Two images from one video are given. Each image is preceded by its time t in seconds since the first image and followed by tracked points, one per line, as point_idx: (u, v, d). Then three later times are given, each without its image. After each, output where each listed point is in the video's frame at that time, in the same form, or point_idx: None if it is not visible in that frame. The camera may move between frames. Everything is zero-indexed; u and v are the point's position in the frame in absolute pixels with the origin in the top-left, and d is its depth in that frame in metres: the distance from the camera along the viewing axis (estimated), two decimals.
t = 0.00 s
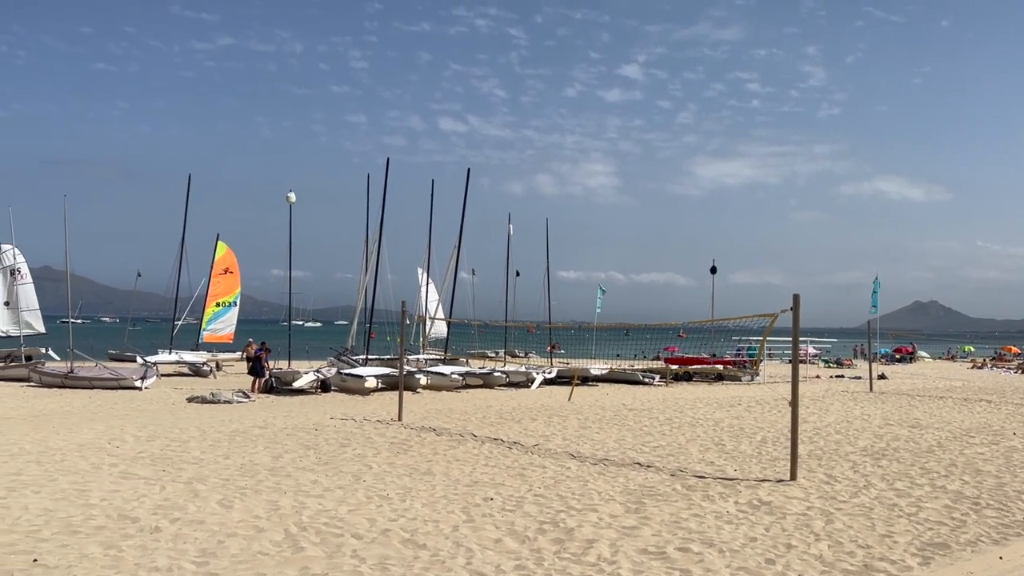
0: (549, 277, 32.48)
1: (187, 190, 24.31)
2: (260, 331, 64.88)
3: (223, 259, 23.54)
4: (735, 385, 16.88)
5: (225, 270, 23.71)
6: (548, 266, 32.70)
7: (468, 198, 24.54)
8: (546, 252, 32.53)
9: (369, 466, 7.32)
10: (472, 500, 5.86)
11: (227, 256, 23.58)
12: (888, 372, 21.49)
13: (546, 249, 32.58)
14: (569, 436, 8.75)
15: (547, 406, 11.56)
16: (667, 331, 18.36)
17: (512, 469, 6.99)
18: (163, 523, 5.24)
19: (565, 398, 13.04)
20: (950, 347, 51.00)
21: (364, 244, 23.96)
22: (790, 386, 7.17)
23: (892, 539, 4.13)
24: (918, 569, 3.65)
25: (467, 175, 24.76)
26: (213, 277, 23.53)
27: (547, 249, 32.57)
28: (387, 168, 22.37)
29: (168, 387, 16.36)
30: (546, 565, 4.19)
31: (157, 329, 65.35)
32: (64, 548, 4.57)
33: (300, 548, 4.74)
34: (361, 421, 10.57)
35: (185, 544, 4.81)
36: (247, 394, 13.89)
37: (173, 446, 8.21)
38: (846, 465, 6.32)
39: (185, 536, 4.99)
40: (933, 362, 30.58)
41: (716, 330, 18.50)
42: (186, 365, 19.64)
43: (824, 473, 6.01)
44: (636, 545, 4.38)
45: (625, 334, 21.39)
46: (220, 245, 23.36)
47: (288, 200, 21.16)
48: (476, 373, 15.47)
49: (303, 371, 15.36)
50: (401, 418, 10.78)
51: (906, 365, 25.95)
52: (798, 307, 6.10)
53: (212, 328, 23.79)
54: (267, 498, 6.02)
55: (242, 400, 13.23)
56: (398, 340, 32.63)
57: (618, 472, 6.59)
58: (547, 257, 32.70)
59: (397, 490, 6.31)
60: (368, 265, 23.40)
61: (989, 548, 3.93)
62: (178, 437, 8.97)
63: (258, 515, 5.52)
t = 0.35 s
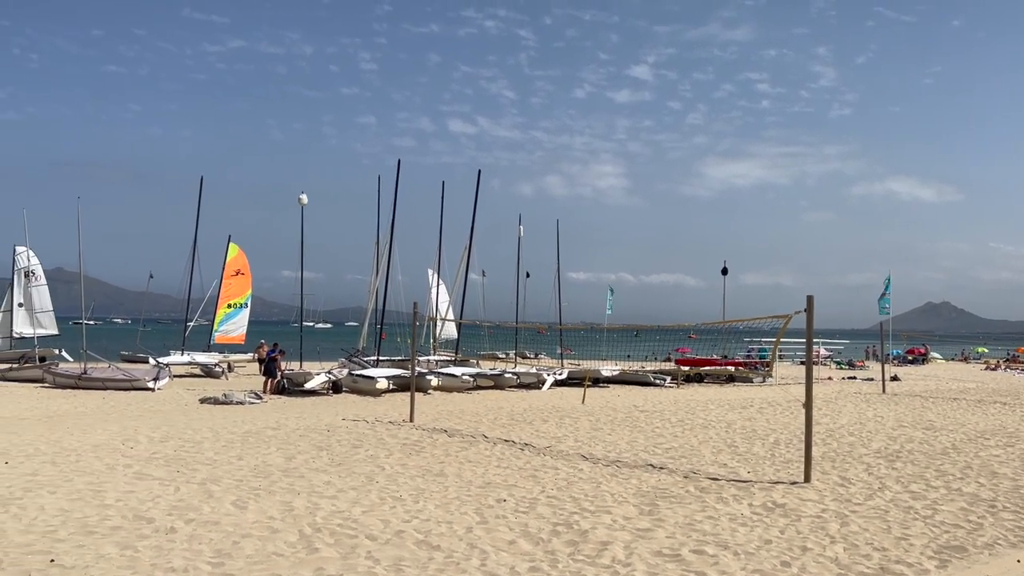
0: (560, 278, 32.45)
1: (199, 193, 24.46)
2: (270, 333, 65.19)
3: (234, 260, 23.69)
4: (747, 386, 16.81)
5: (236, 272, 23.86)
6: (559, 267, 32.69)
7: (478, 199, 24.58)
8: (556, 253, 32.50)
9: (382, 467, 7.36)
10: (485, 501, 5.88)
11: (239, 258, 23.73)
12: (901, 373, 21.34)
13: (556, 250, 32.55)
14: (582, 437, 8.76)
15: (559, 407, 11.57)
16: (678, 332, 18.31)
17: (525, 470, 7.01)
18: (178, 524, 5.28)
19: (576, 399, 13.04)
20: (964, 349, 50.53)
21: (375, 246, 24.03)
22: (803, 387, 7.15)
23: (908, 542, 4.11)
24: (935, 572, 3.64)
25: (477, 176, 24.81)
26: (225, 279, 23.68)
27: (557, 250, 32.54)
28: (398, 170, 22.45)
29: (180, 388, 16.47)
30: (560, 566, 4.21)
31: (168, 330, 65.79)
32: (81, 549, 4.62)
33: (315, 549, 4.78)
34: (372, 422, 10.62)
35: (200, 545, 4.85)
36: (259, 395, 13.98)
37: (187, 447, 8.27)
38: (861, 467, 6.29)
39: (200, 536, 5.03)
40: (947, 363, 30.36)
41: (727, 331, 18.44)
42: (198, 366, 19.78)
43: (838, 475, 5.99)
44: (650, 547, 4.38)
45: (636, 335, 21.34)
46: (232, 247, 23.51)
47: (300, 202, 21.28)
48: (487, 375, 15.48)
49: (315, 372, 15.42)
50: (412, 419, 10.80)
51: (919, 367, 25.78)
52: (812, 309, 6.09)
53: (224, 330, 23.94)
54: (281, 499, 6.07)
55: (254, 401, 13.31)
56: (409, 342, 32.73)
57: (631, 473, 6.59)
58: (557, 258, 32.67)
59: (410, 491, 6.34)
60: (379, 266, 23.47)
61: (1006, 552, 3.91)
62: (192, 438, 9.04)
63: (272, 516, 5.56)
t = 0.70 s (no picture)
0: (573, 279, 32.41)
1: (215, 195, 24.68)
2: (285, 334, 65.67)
3: (249, 262, 23.90)
4: (762, 388, 16.72)
5: (251, 273, 24.05)
6: (572, 268, 32.65)
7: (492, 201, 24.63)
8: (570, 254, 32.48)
9: (397, 469, 7.40)
10: (501, 503, 5.90)
11: (254, 260, 23.93)
12: (918, 375, 21.14)
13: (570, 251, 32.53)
14: (596, 439, 8.75)
15: (573, 409, 11.57)
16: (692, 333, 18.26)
17: (539, 472, 7.02)
18: (195, 525, 5.34)
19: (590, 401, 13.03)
20: (982, 351, 49.97)
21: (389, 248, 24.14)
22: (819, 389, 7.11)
23: (926, 545, 4.09)
24: None
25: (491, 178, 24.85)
26: (240, 281, 23.88)
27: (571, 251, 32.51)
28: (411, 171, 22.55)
29: (196, 389, 16.62)
30: (576, 569, 4.22)
31: (184, 332, 66.43)
32: (100, 549, 4.70)
33: (332, 550, 4.82)
34: (387, 424, 10.67)
35: (217, 546, 4.90)
36: (274, 396, 14.09)
37: (204, 448, 8.37)
38: (877, 469, 6.25)
39: (217, 537, 5.09)
40: (964, 365, 30.02)
41: (742, 333, 18.36)
42: (214, 367, 19.96)
43: (855, 478, 5.96)
44: (666, 550, 4.38)
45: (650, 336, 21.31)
46: (247, 249, 23.71)
47: (315, 204, 21.44)
48: (501, 376, 15.51)
49: (329, 374, 15.51)
50: (427, 420, 10.85)
51: (936, 369, 25.54)
52: (827, 310, 6.06)
53: (239, 331, 24.13)
54: (297, 501, 6.12)
55: (269, 402, 13.41)
56: (422, 344, 32.81)
57: (646, 475, 6.59)
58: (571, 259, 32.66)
59: (425, 493, 6.37)
60: (393, 268, 23.57)
61: None
62: (208, 439, 9.15)
63: (289, 517, 5.61)
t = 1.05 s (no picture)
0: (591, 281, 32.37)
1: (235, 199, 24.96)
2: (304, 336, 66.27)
3: (269, 264, 24.15)
4: (782, 390, 16.57)
5: (271, 275, 24.30)
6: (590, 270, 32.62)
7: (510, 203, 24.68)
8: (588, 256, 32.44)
9: (417, 470, 7.45)
10: (520, 505, 5.92)
11: (274, 262, 24.18)
12: (941, 377, 20.84)
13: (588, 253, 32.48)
14: (615, 441, 8.74)
15: (592, 411, 11.55)
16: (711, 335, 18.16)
17: (558, 474, 7.02)
18: (218, 525, 5.42)
19: (609, 402, 12.99)
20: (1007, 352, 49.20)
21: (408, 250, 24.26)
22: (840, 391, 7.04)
23: (951, 549, 4.05)
24: None
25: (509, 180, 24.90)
26: (261, 283, 24.14)
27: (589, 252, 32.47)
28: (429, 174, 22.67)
29: (217, 390, 16.83)
30: (596, 571, 4.23)
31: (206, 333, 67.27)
32: (123, 548, 4.79)
33: (352, 551, 4.87)
34: (406, 425, 10.73)
35: (239, 546, 4.98)
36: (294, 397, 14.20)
37: (225, 448, 8.49)
38: (900, 472, 6.19)
39: (239, 537, 5.16)
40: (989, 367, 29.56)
41: (761, 334, 18.22)
42: (235, 368, 20.19)
43: (877, 480, 5.90)
44: (687, 552, 4.38)
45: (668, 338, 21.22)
46: (267, 251, 23.98)
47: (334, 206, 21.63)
48: (519, 378, 15.53)
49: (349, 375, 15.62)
50: (446, 422, 10.89)
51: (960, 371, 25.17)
52: (850, 311, 6.01)
53: (259, 333, 24.39)
54: (317, 501, 6.18)
55: (290, 403, 13.54)
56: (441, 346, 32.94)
57: (666, 478, 6.58)
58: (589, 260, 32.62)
59: (444, 494, 6.41)
60: (411, 270, 23.69)
61: None
62: (230, 440, 9.27)
63: (310, 518, 5.67)
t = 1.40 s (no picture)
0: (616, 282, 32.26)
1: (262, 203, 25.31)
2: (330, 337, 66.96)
3: (296, 267, 24.46)
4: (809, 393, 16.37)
5: (297, 278, 24.60)
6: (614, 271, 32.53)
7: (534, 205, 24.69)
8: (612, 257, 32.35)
9: (442, 471, 7.51)
10: (545, 507, 5.95)
11: (300, 265, 24.49)
12: (973, 380, 20.44)
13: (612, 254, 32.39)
14: (640, 443, 8.72)
15: (617, 413, 11.52)
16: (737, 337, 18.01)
17: (583, 476, 7.03)
18: (246, 525, 5.53)
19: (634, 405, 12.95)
20: None
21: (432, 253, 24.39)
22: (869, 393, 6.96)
23: (983, 554, 4.00)
24: None
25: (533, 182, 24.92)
26: (287, 285, 24.47)
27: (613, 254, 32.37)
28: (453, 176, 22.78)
29: (245, 392, 17.11)
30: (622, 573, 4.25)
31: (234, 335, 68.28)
32: (154, 547, 4.91)
33: (378, 551, 4.94)
34: (431, 426, 10.81)
35: (268, 546, 5.08)
36: (320, 398, 14.38)
37: (253, 449, 8.64)
38: (931, 476, 6.10)
39: (268, 537, 5.27)
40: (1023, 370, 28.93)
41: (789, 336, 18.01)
42: (262, 370, 20.48)
43: (907, 484, 5.82)
44: (713, 556, 4.37)
45: (694, 340, 21.06)
46: (293, 254, 24.29)
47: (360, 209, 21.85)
48: (544, 380, 15.55)
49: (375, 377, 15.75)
50: (471, 423, 10.95)
51: (992, 374, 24.64)
52: (878, 313, 5.94)
53: (286, 334, 24.71)
54: (343, 502, 6.27)
55: (316, 405, 13.72)
56: (466, 348, 33.04)
57: (692, 480, 6.55)
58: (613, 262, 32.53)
59: (470, 496, 6.45)
60: (436, 272, 23.83)
61: None
62: (258, 440, 9.43)
63: (336, 518, 5.75)
